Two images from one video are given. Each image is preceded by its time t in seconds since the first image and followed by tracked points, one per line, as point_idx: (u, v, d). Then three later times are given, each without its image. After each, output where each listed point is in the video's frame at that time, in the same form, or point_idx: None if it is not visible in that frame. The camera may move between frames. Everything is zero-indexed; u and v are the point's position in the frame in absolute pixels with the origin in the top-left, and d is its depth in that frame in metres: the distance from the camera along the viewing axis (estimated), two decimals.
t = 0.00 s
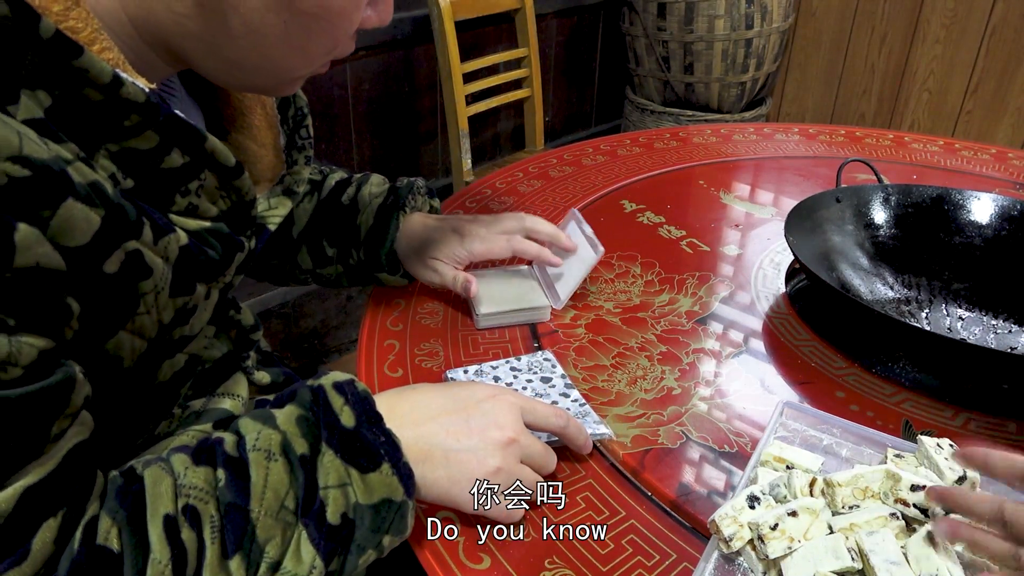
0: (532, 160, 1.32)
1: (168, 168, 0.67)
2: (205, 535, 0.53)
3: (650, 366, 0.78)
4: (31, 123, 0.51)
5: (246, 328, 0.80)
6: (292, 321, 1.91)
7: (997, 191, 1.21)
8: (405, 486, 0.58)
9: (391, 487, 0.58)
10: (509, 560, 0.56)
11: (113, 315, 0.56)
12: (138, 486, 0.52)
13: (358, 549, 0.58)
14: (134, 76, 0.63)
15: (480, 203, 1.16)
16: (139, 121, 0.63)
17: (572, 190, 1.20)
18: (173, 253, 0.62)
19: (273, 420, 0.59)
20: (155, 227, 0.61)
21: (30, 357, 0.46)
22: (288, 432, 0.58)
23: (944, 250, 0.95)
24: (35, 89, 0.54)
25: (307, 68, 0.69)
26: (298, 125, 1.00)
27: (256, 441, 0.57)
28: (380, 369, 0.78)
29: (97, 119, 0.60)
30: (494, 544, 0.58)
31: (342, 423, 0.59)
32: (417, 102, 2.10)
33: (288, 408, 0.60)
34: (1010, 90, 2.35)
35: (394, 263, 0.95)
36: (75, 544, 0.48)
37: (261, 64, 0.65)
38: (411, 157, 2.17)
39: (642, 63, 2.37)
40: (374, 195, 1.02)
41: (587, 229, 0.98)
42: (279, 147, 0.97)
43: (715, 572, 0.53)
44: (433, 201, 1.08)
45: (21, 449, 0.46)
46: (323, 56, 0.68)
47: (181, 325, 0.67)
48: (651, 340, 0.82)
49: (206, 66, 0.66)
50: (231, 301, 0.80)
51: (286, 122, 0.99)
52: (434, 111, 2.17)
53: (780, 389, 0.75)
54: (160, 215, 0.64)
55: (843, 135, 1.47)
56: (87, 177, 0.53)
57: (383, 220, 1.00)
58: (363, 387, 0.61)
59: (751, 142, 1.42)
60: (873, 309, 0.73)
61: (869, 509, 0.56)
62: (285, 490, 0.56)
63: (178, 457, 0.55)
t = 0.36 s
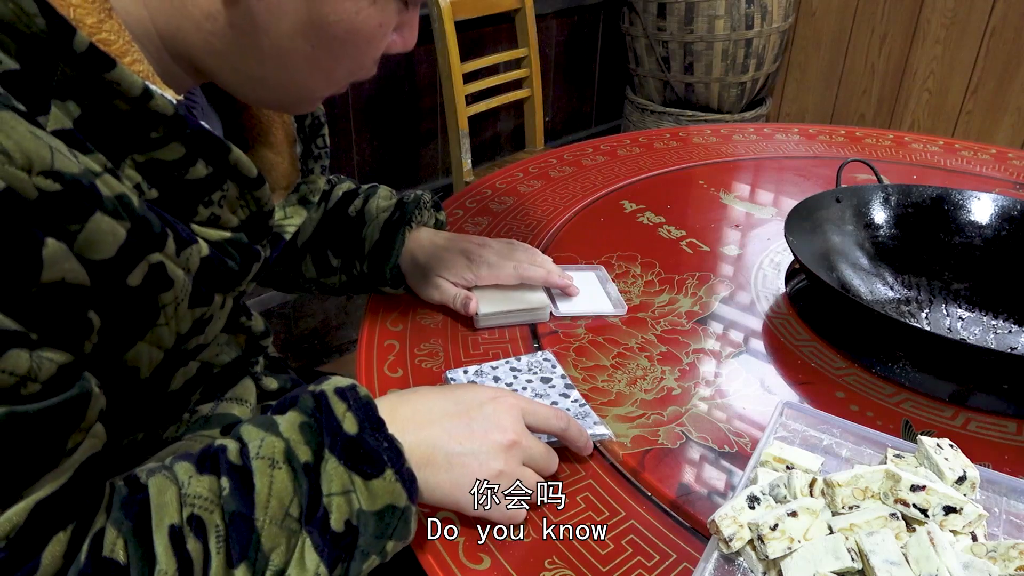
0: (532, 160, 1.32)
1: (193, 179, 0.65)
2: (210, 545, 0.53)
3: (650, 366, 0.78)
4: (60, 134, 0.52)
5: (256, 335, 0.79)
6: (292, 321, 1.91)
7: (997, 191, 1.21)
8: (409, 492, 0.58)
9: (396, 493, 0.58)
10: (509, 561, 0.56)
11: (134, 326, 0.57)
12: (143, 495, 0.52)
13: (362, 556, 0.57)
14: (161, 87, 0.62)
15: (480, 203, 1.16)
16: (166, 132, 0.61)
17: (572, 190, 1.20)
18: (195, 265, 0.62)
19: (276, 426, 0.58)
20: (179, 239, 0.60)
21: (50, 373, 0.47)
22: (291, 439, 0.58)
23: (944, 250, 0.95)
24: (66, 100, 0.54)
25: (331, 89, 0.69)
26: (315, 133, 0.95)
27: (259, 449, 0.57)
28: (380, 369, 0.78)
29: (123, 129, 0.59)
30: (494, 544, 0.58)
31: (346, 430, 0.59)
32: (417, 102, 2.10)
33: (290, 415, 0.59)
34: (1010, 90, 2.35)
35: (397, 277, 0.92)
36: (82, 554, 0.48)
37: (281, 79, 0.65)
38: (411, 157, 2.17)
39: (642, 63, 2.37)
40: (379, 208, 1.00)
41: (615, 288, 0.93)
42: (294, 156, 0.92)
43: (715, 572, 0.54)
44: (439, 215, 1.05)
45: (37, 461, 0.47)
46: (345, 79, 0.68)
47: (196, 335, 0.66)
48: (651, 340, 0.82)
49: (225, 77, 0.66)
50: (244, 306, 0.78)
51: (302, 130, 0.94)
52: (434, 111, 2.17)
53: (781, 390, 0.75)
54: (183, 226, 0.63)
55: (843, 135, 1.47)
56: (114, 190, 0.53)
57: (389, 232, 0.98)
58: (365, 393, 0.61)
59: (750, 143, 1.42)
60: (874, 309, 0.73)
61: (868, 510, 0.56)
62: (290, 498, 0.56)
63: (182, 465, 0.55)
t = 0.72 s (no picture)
0: (532, 160, 1.32)
1: (195, 194, 0.66)
2: (211, 564, 0.53)
3: (650, 366, 0.78)
4: (58, 157, 0.52)
5: (256, 339, 0.80)
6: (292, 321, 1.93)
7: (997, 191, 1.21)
8: (407, 502, 0.58)
9: (393, 505, 0.58)
10: (509, 561, 0.56)
11: (133, 348, 0.58)
12: (143, 515, 0.53)
13: (363, 566, 0.57)
14: (163, 105, 0.63)
15: (480, 203, 1.16)
16: (166, 150, 0.62)
17: (572, 190, 1.20)
18: (196, 282, 0.63)
19: (274, 441, 0.58)
20: (181, 257, 0.61)
21: (49, 404, 0.48)
22: (289, 454, 0.58)
23: (944, 250, 0.95)
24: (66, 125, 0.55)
25: (326, 116, 0.69)
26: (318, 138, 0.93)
27: (258, 464, 0.57)
28: (381, 369, 0.78)
29: (125, 148, 0.60)
30: (494, 544, 0.58)
31: (343, 444, 0.58)
32: (417, 102, 2.10)
33: (288, 428, 0.59)
34: (1011, 90, 2.35)
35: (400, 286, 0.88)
36: None
37: (275, 103, 0.65)
38: (411, 157, 2.17)
39: (642, 63, 2.37)
40: (381, 218, 0.98)
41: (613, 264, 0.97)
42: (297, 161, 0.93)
43: (715, 572, 0.54)
44: (442, 221, 1.02)
45: (40, 488, 0.48)
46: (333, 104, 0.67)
47: (198, 351, 0.68)
48: (651, 340, 0.82)
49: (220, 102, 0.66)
50: (242, 311, 0.80)
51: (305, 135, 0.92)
52: (434, 112, 2.17)
53: (781, 390, 0.75)
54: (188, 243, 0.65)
55: (843, 135, 1.47)
56: (113, 215, 0.54)
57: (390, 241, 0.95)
58: (363, 404, 0.61)
59: (751, 142, 1.42)
60: (874, 309, 0.72)
61: (868, 510, 0.56)
62: (289, 514, 0.56)
63: (181, 482, 0.55)
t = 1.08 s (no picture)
0: (532, 159, 1.32)
1: (185, 206, 0.70)
2: None
3: (650, 367, 0.78)
4: (40, 175, 0.52)
5: (251, 340, 0.83)
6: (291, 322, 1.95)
7: (997, 191, 1.21)
8: (406, 511, 0.57)
9: (392, 513, 0.57)
10: (509, 561, 0.56)
11: (123, 363, 0.59)
12: (141, 530, 0.53)
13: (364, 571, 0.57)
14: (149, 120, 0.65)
15: (480, 203, 1.16)
16: (153, 164, 0.65)
17: (572, 190, 1.20)
18: (190, 294, 0.63)
19: (272, 451, 0.58)
20: (171, 270, 0.61)
21: (37, 423, 0.49)
22: (288, 464, 0.57)
23: (944, 250, 0.95)
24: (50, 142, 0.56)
25: (317, 132, 0.69)
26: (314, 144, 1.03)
27: (256, 476, 0.56)
28: (381, 369, 0.78)
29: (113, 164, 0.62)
30: (494, 544, 0.58)
31: (341, 454, 0.57)
32: (416, 103, 2.10)
33: (285, 438, 0.58)
34: (1011, 90, 2.35)
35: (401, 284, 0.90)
36: None
37: (263, 122, 0.66)
38: (411, 158, 2.17)
39: (642, 63, 2.37)
40: (375, 211, 0.97)
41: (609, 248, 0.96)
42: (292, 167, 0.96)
43: (715, 572, 0.54)
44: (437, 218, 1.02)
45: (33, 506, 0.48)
46: (329, 126, 0.68)
47: (191, 361, 0.70)
48: (651, 340, 0.82)
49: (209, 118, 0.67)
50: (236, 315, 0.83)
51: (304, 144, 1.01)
52: (434, 112, 2.17)
53: (781, 390, 0.75)
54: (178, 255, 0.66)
55: (843, 135, 1.47)
56: (98, 232, 0.53)
57: (385, 234, 0.95)
58: (360, 412, 0.59)
59: (751, 142, 1.42)
60: (873, 309, 0.72)
61: (868, 509, 0.56)
62: (289, 526, 0.56)
63: (179, 493, 0.55)
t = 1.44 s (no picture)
0: (532, 160, 1.32)
1: (143, 190, 0.69)
2: None
3: (650, 366, 0.78)
4: None
5: (235, 335, 0.80)
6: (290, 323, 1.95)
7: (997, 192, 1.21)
8: (366, 533, 0.59)
9: (352, 535, 0.58)
10: (509, 561, 0.56)
11: (74, 356, 0.59)
12: (96, 534, 0.53)
13: None
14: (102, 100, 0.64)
15: (480, 203, 1.16)
16: (107, 146, 0.64)
17: (572, 190, 1.20)
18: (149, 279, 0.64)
19: (235, 465, 0.58)
20: (128, 256, 0.62)
21: None
22: (249, 480, 0.58)
23: (944, 250, 0.95)
24: None
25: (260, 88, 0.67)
26: (287, 127, 0.94)
27: (216, 489, 0.56)
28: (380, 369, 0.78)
29: (65, 147, 0.61)
30: (494, 544, 0.58)
31: (303, 472, 0.58)
32: (416, 102, 2.09)
33: (249, 451, 0.59)
34: (1011, 89, 2.34)
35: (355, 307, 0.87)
36: None
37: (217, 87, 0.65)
38: (411, 158, 2.17)
39: (642, 63, 2.37)
40: (322, 222, 0.93)
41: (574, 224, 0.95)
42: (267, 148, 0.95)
43: (715, 572, 0.54)
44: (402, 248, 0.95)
45: None
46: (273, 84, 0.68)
47: (158, 350, 0.68)
48: (651, 341, 0.82)
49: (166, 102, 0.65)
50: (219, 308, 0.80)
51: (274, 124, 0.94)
52: (434, 111, 2.17)
53: (781, 390, 0.75)
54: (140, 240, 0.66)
55: (843, 136, 1.47)
56: (42, 220, 0.55)
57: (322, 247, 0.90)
58: (327, 430, 0.60)
59: (751, 143, 1.42)
60: (873, 309, 0.72)
61: (868, 510, 0.56)
62: (244, 543, 0.56)
63: (139, 502, 0.56)
